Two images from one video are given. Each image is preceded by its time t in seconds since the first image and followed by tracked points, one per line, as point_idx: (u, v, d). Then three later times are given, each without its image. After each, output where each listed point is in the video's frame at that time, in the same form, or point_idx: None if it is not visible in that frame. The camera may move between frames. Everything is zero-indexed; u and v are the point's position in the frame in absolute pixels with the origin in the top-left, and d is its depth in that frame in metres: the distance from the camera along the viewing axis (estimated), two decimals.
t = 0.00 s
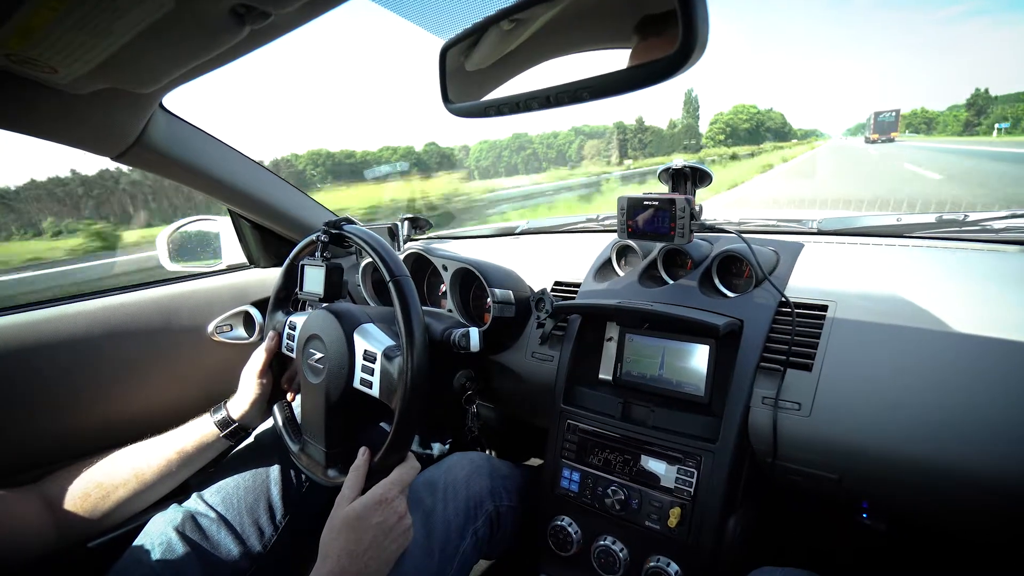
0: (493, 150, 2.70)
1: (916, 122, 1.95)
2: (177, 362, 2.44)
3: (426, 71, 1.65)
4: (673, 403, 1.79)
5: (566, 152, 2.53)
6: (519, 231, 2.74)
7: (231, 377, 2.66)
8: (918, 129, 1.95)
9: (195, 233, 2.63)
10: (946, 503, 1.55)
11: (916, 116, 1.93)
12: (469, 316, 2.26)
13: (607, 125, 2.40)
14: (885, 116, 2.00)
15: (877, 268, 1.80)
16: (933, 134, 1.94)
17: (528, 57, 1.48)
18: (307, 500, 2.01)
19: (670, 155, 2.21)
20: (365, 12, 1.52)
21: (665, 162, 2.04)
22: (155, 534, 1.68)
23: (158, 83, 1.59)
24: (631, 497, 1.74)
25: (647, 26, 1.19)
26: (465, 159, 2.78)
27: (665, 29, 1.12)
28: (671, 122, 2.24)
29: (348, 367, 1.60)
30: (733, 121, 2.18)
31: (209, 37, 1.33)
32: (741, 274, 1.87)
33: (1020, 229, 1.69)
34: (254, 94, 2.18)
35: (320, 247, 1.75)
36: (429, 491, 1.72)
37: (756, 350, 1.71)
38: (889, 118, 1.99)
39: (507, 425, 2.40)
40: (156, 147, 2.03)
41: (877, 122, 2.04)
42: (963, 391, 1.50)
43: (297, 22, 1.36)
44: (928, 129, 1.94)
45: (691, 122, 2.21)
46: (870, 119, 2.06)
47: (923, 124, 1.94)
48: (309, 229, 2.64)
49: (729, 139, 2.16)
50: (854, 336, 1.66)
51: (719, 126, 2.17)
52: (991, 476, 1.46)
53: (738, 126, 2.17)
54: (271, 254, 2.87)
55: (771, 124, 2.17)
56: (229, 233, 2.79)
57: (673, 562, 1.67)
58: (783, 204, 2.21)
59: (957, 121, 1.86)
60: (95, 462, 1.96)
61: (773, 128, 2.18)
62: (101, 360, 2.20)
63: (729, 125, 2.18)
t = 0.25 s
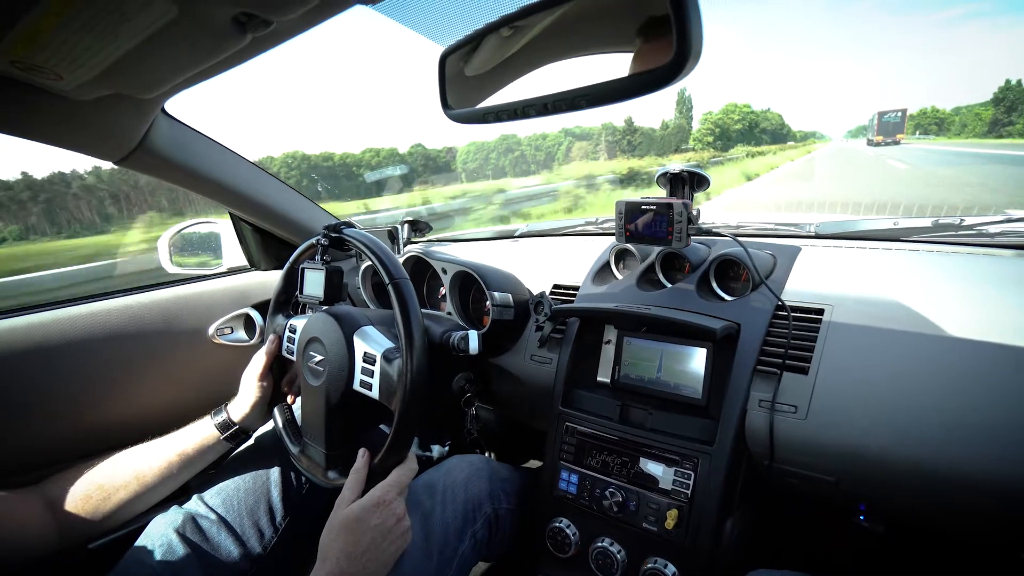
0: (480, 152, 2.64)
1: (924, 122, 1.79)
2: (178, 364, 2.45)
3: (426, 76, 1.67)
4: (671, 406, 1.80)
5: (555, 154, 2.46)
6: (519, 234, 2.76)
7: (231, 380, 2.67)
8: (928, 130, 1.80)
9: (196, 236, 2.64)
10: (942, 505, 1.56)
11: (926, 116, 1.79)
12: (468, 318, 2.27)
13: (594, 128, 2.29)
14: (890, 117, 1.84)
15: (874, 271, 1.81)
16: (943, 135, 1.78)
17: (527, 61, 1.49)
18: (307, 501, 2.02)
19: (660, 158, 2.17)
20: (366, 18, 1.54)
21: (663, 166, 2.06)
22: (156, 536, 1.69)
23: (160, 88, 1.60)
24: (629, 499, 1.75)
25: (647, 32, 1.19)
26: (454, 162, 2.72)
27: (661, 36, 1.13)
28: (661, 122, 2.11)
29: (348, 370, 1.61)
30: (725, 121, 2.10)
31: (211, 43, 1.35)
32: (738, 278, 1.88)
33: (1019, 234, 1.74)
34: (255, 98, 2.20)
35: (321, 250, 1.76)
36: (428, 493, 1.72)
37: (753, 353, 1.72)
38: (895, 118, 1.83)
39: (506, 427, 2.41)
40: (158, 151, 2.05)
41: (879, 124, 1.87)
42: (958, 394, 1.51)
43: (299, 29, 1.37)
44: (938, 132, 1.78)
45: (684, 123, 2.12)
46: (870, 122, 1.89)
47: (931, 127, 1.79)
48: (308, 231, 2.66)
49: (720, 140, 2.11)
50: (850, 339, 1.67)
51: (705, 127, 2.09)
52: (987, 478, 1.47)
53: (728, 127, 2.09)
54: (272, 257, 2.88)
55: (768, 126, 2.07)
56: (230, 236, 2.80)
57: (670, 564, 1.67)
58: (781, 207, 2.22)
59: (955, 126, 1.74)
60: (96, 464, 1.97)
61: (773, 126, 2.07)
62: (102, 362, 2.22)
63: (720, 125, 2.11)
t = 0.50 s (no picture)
0: (467, 153, 2.63)
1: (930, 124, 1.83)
2: (176, 362, 2.44)
3: (424, 74, 1.66)
4: (670, 406, 1.79)
5: (543, 155, 2.49)
6: (518, 233, 2.75)
7: (229, 378, 2.66)
8: (941, 129, 1.81)
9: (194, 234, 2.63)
10: (942, 507, 1.55)
11: (938, 115, 1.81)
12: (466, 318, 2.26)
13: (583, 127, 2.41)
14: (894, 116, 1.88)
15: (874, 272, 1.80)
16: (957, 136, 1.79)
17: (525, 61, 1.48)
18: (304, 501, 2.01)
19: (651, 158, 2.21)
20: (364, 16, 1.53)
21: (663, 166, 2.05)
22: (152, 535, 1.68)
23: (157, 85, 1.59)
24: (627, 500, 1.74)
25: (648, 29, 1.18)
26: (440, 164, 2.70)
27: (661, 33, 1.12)
28: (653, 122, 2.19)
29: (345, 369, 1.60)
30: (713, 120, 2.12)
31: (207, 40, 1.34)
32: (738, 278, 1.88)
33: (1020, 234, 1.72)
34: (254, 96, 2.19)
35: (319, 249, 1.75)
36: (425, 493, 1.71)
37: (752, 353, 1.71)
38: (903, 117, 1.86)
39: (505, 427, 2.40)
40: (155, 149, 2.04)
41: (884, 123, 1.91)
42: (959, 395, 1.50)
43: (295, 26, 1.36)
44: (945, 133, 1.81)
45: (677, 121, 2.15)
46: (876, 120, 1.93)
47: (937, 126, 1.82)
48: (307, 230, 2.66)
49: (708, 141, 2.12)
50: (851, 340, 1.66)
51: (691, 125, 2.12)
52: (987, 480, 1.46)
53: (717, 127, 2.12)
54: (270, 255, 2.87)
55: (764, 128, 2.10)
56: (229, 234, 2.79)
57: (669, 565, 1.67)
58: (781, 208, 2.20)
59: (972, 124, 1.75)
60: (92, 462, 1.96)
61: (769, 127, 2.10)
62: (99, 360, 2.21)
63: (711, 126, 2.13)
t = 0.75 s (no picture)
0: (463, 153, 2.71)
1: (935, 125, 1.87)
2: (177, 360, 2.44)
3: (426, 71, 1.65)
4: (673, 406, 1.78)
5: (531, 155, 2.58)
6: (520, 232, 2.75)
7: (231, 376, 2.66)
8: (960, 128, 1.80)
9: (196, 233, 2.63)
10: (946, 506, 1.55)
11: (954, 113, 1.80)
12: (468, 317, 2.26)
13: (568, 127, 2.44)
14: (903, 114, 1.92)
15: (878, 271, 1.79)
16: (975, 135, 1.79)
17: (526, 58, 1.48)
18: (306, 499, 2.00)
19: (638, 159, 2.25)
20: (366, 12, 1.52)
21: (666, 164, 2.04)
22: (153, 533, 1.68)
23: (159, 82, 1.59)
24: (630, 499, 1.74)
25: (648, 26, 1.18)
26: (426, 163, 2.72)
27: (662, 30, 1.12)
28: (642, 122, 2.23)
29: (347, 367, 1.60)
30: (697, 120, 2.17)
31: (209, 37, 1.33)
32: (740, 277, 1.87)
33: None
34: (255, 94, 2.19)
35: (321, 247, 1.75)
36: (427, 492, 1.71)
37: (755, 352, 1.70)
38: (913, 115, 1.91)
39: (506, 426, 2.40)
40: (157, 147, 2.04)
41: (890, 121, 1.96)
42: (964, 394, 1.50)
43: (297, 22, 1.36)
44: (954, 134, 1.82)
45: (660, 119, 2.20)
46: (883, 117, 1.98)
47: (951, 126, 1.82)
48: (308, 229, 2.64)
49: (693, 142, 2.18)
50: (855, 338, 1.66)
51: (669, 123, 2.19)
52: (991, 480, 1.46)
53: (703, 126, 2.15)
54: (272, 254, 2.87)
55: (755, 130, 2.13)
56: (230, 232, 2.79)
57: (671, 565, 1.66)
58: (783, 207, 2.20)
59: (997, 124, 1.73)
60: (94, 460, 1.96)
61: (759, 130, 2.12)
62: (101, 358, 2.21)
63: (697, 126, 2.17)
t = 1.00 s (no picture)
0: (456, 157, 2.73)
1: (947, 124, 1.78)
2: (182, 361, 2.45)
3: (432, 76, 1.67)
4: (675, 409, 1.79)
5: (514, 155, 2.59)
6: (522, 235, 2.77)
7: (234, 377, 2.67)
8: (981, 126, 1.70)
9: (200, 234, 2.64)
10: (946, 510, 1.56)
11: (975, 109, 1.69)
12: (471, 319, 2.27)
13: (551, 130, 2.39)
14: (910, 112, 1.84)
15: (880, 275, 1.80)
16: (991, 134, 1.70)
17: (532, 63, 1.49)
18: (309, 500, 2.01)
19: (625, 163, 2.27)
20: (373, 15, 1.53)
21: (669, 168, 2.05)
22: (158, 533, 1.69)
23: (167, 86, 1.60)
24: (632, 501, 1.75)
25: (654, 32, 1.20)
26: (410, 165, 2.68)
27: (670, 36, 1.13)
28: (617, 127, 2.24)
29: (351, 369, 1.61)
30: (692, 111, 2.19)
31: (218, 42, 1.35)
32: (743, 281, 1.88)
33: None
34: (262, 97, 2.20)
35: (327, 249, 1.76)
36: (430, 493, 1.72)
37: (757, 356, 1.71)
38: (923, 113, 1.82)
39: (509, 428, 2.41)
40: (164, 149, 2.05)
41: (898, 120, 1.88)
42: (968, 399, 1.50)
43: (306, 28, 1.37)
44: (978, 134, 1.72)
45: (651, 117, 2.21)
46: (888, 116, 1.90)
47: (975, 126, 1.71)
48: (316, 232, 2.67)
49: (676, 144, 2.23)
50: (857, 342, 1.66)
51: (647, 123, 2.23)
52: (991, 484, 1.47)
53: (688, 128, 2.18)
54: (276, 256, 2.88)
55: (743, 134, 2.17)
56: (235, 234, 2.80)
57: (673, 567, 1.67)
58: (784, 211, 2.20)
59: None
60: (99, 460, 1.97)
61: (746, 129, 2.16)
62: (106, 359, 2.22)
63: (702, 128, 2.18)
